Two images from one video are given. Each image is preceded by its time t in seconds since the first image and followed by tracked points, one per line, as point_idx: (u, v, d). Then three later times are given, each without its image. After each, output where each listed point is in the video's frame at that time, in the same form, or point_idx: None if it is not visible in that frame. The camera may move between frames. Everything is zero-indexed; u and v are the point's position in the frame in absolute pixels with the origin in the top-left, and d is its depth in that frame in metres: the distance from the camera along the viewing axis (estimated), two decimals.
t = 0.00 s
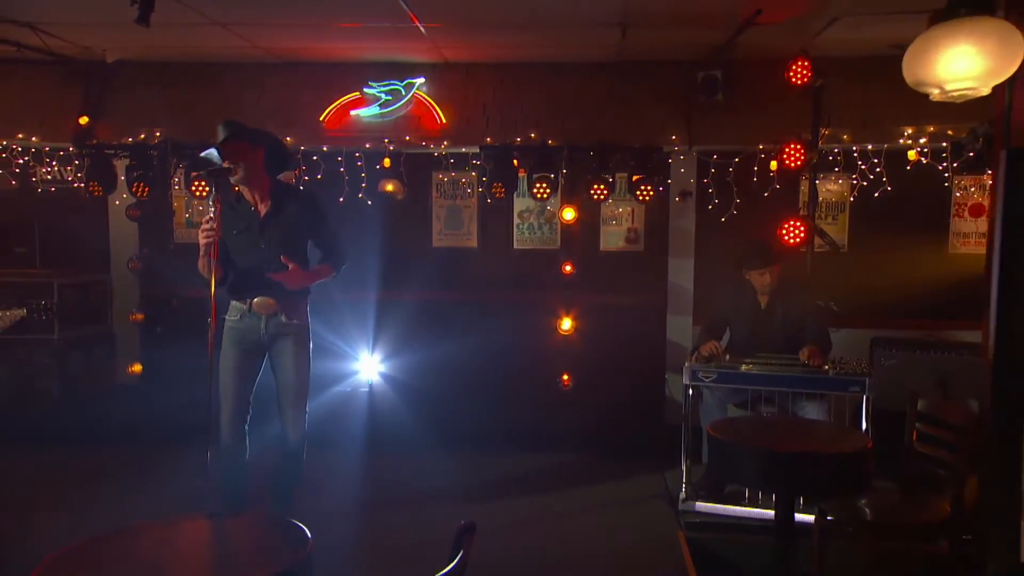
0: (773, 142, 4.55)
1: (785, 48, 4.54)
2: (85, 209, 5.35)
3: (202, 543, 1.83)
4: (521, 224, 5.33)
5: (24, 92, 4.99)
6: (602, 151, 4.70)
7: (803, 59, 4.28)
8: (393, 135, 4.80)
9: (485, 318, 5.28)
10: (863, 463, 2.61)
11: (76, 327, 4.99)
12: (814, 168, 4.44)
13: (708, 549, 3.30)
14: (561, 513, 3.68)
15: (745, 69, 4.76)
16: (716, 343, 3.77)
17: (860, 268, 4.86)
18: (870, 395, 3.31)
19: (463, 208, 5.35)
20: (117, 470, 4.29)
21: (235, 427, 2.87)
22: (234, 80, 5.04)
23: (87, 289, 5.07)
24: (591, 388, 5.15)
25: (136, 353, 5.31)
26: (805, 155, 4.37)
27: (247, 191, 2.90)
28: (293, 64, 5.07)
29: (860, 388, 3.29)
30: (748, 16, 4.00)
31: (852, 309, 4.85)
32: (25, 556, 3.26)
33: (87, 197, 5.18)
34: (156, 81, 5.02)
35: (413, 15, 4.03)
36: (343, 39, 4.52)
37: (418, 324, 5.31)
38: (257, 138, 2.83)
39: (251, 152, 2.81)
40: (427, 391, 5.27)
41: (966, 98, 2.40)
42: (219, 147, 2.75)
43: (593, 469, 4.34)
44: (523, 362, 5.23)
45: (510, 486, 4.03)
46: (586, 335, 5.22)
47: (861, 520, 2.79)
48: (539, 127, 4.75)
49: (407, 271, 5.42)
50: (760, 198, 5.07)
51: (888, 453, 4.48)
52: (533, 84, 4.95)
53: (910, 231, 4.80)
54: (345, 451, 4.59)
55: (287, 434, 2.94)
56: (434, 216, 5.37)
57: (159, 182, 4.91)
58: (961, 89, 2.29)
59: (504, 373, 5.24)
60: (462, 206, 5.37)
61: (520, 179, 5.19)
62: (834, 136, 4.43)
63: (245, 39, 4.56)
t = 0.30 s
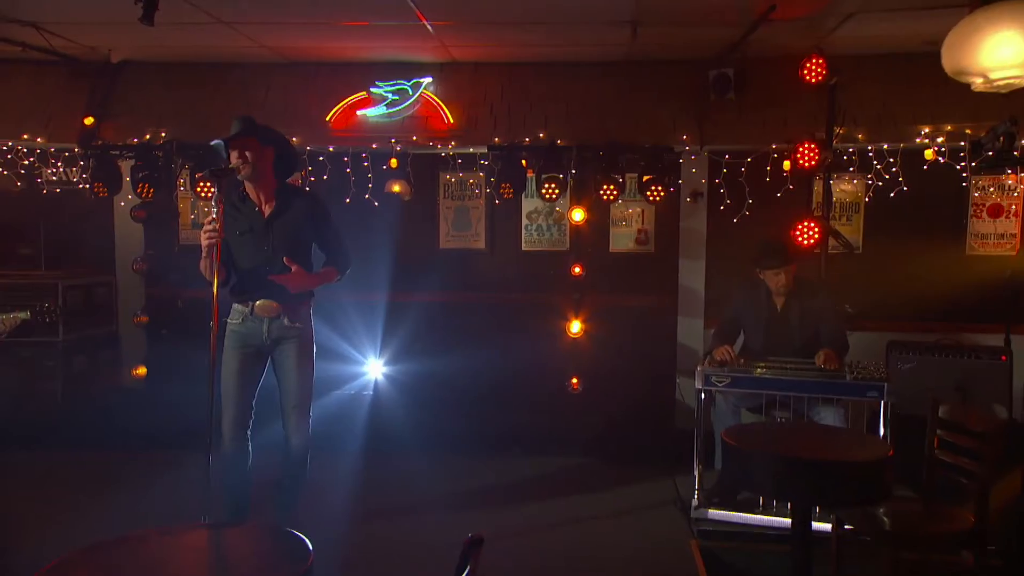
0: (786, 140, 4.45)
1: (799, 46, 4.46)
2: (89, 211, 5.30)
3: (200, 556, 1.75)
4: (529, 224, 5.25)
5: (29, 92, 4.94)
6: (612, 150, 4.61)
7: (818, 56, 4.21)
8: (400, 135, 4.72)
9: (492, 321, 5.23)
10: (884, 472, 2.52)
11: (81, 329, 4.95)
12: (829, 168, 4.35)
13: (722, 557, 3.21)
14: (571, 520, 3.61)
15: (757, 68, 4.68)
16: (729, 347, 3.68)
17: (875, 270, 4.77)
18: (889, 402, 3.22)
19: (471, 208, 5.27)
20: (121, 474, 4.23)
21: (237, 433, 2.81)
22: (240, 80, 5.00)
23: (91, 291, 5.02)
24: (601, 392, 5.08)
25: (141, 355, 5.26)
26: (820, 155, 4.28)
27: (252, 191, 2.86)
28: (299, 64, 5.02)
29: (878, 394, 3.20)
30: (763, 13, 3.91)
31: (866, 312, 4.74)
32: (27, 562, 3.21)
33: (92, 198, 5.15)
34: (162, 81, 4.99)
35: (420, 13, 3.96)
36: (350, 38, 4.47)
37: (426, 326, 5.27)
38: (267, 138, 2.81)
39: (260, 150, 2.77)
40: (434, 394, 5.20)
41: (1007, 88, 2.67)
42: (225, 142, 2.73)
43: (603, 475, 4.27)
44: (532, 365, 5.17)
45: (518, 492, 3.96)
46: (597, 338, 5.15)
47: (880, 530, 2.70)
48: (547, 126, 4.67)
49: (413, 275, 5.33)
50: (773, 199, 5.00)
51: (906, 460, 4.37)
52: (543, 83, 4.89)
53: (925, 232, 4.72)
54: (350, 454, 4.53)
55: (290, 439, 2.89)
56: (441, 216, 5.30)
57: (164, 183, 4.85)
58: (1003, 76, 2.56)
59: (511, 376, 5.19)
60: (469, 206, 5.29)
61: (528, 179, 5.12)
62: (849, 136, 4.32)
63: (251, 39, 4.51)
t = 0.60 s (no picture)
0: (802, 141, 4.37)
1: (815, 44, 4.36)
2: (97, 211, 5.29)
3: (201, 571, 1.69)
4: (539, 225, 5.17)
5: (35, 92, 4.91)
6: (621, 151, 4.58)
7: (835, 54, 4.13)
8: (408, 135, 4.68)
9: (500, 324, 5.19)
10: (908, 483, 2.43)
11: (88, 332, 4.90)
12: (845, 168, 4.26)
13: (737, 567, 3.14)
14: (582, 527, 3.53)
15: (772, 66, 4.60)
16: (744, 352, 3.60)
17: (890, 272, 4.68)
18: (910, 408, 3.13)
19: (479, 209, 5.20)
20: (125, 478, 4.18)
21: (240, 440, 2.75)
22: (245, 80, 4.95)
23: (97, 292, 4.98)
24: (612, 396, 5.02)
25: (147, 358, 5.22)
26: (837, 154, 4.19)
27: (261, 190, 2.80)
28: (306, 63, 4.97)
29: (899, 400, 3.11)
30: (779, 10, 3.82)
31: (882, 314, 4.68)
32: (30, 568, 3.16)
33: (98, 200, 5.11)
34: (168, 81, 4.95)
35: (429, 11, 3.90)
36: (358, 38, 4.41)
37: (435, 329, 5.23)
38: (282, 138, 2.76)
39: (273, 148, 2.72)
40: (441, 396, 5.16)
41: None
42: (240, 137, 2.67)
43: (615, 481, 4.20)
44: (542, 370, 5.12)
45: (527, 498, 3.90)
46: (606, 340, 5.08)
47: (902, 542, 2.64)
48: (556, 126, 4.60)
49: (422, 278, 5.28)
50: (788, 199, 4.91)
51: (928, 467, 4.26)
52: (553, 81, 4.82)
53: (943, 234, 4.63)
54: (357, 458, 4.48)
55: (294, 445, 2.83)
56: (449, 217, 5.23)
57: (170, 185, 4.87)
58: None
59: (519, 380, 5.14)
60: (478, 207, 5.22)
61: (538, 180, 5.05)
62: (865, 136, 4.25)
63: (258, 38, 4.46)
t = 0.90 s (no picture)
0: (817, 140, 4.27)
1: (829, 42, 4.28)
2: (104, 213, 5.25)
3: None
4: (549, 227, 5.11)
5: (41, 92, 4.87)
6: (633, 152, 4.49)
7: (852, 52, 4.10)
8: (416, 135, 4.58)
9: (509, 327, 5.06)
10: (934, 494, 2.33)
11: (93, 334, 4.86)
12: (862, 168, 4.17)
13: None
14: (594, 536, 3.45)
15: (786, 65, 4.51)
16: (760, 357, 3.50)
17: (907, 274, 4.59)
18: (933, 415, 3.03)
19: (487, 210, 5.13)
20: (127, 482, 4.12)
21: (245, 447, 2.69)
22: (251, 81, 4.90)
23: (102, 295, 4.94)
24: (622, 400, 4.93)
25: (153, 361, 5.17)
26: (855, 154, 4.12)
27: (268, 190, 2.73)
28: (312, 63, 4.92)
29: (921, 407, 3.01)
30: (794, 6, 3.74)
31: (899, 318, 4.59)
32: None
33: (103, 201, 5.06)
34: (175, 81, 4.90)
35: (437, 9, 3.83)
36: (364, 36, 4.35)
37: (442, 332, 5.10)
38: (293, 140, 2.69)
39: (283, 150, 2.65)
40: (449, 399, 5.06)
41: None
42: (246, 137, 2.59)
43: (626, 487, 4.12)
44: (552, 372, 4.99)
45: (535, 506, 3.81)
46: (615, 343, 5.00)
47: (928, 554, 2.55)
48: (567, 126, 4.53)
49: (431, 280, 5.26)
50: (802, 200, 4.83)
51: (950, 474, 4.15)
52: (563, 79, 4.75)
53: (962, 236, 4.53)
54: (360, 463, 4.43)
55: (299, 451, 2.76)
56: (457, 219, 5.16)
57: (176, 185, 4.77)
58: None
59: (529, 384, 5.03)
60: (487, 209, 5.15)
61: (547, 180, 4.97)
62: (883, 135, 4.15)
63: (264, 37, 4.41)
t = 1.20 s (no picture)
0: (841, 138, 4.19)
1: (853, 37, 4.16)
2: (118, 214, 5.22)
3: None
4: (564, 227, 5.02)
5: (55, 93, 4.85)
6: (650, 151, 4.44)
7: (878, 47, 3.95)
8: (430, 135, 4.56)
9: (525, 329, 4.98)
10: (974, 507, 2.21)
11: (106, 336, 4.83)
12: (888, 167, 4.06)
13: None
14: (612, 544, 3.37)
15: (809, 61, 4.40)
16: (784, 362, 3.40)
17: (934, 276, 4.48)
18: (966, 423, 2.92)
19: (502, 210, 5.06)
20: (138, 485, 4.08)
21: (258, 453, 2.61)
22: (264, 81, 4.85)
23: (114, 296, 4.91)
24: (639, 404, 4.84)
25: (166, 363, 5.14)
26: (880, 153, 4.00)
27: (275, 192, 2.66)
28: (326, 62, 4.85)
29: (954, 414, 2.91)
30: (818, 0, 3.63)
31: (926, 320, 4.48)
32: None
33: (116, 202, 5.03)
34: (188, 81, 4.86)
35: (452, 6, 3.76)
36: (377, 34, 4.28)
37: (456, 334, 5.03)
38: (294, 137, 2.61)
39: (285, 150, 2.58)
40: (462, 401, 5.02)
41: None
42: (250, 143, 2.52)
43: (644, 494, 4.03)
44: (569, 376, 4.93)
45: (551, 512, 3.73)
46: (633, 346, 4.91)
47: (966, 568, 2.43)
48: (584, 125, 4.46)
49: (445, 281, 5.19)
50: (825, 199, 4.74)
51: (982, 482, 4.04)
52: (579, 77, 4.65)
53: (991, 236, 4.42)
54: (370, 465, 4.39)
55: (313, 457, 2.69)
56: (472, 219, 5.09)
57: (188, 186, 4.73)
58: None
59: (545, 387, 4.97)
60: (502, 209, 5.08)
61: (563, 180, 4.90)
62: (908, 133, 4.07)
63: (277, 36, 4.35)
